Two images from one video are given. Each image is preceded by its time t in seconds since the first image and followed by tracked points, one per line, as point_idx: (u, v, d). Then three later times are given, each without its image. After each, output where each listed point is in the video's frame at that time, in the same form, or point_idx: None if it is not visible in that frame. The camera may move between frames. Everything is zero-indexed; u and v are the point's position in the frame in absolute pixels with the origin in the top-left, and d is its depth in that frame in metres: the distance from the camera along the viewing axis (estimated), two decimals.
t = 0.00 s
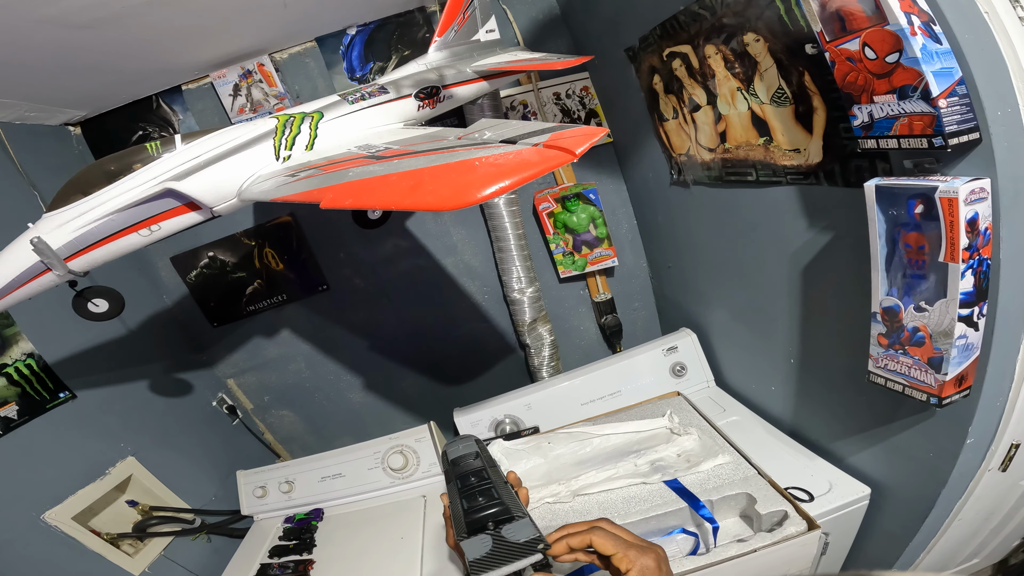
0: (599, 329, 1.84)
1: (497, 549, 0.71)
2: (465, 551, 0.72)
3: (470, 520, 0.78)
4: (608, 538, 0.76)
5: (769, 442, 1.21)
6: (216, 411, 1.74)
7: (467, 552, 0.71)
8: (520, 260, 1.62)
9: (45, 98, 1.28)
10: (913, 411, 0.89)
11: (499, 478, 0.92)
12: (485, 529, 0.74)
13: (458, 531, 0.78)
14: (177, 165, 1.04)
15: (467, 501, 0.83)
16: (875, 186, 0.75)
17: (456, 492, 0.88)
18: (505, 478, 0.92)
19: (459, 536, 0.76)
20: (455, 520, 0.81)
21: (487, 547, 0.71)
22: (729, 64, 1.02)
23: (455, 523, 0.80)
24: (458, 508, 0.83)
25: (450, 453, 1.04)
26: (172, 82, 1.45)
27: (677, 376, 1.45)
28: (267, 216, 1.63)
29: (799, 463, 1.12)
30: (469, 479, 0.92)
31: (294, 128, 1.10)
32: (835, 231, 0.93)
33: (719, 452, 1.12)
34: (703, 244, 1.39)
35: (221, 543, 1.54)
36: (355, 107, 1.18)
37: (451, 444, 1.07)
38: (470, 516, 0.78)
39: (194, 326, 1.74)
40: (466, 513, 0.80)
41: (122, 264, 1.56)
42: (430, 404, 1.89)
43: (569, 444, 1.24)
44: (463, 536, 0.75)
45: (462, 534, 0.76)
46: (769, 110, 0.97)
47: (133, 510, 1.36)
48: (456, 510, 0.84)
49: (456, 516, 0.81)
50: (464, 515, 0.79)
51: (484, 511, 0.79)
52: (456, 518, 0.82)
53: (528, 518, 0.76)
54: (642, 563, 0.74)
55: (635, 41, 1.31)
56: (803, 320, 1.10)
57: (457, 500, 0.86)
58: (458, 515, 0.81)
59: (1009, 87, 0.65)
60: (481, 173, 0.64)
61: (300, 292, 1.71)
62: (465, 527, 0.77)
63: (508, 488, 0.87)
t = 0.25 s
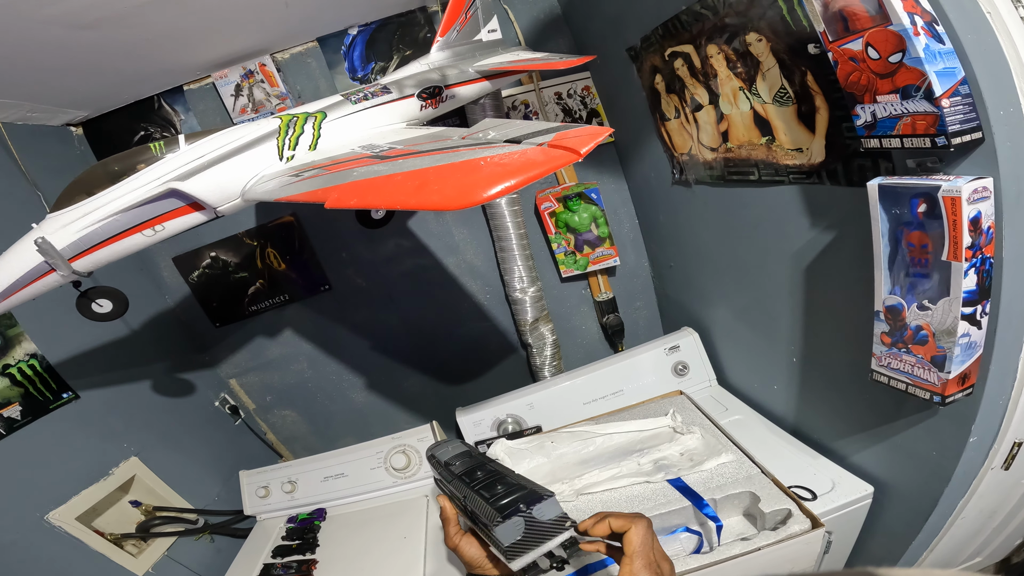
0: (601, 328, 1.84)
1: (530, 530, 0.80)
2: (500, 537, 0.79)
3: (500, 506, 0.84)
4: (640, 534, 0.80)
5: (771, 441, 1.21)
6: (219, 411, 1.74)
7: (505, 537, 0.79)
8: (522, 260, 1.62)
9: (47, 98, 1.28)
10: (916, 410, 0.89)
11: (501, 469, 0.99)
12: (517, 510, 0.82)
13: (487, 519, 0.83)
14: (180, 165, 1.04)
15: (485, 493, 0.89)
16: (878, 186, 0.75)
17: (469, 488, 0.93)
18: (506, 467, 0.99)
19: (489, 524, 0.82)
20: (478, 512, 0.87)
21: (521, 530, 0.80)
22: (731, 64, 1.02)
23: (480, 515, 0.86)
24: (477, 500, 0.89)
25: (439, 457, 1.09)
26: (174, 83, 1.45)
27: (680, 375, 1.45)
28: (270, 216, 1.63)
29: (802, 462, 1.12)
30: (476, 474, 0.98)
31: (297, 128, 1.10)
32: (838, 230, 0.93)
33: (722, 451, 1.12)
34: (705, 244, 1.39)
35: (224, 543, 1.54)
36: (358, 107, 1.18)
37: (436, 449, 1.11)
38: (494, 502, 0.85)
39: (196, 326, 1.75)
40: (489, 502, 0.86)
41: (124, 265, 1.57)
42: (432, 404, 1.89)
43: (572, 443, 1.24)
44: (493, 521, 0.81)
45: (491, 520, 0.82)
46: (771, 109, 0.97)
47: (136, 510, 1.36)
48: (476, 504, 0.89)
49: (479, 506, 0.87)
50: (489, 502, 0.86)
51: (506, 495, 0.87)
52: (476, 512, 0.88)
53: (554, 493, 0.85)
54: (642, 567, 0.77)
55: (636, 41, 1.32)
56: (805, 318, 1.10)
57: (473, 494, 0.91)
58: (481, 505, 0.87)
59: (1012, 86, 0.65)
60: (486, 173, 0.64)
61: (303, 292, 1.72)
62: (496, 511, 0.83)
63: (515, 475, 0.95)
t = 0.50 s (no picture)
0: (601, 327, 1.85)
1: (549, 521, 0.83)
2: (520, 529, 0.82)
3: (516, 501, 0.86)
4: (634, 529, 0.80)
5: (772, 440, 1.21)
6: (219, 410, 1.74)
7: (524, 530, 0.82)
8: (522, 259, 1.62)
9: (47, 98, 1.28)
10: (917, 409, 0.89)
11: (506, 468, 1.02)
12: (535, 503, 0.84)
13: (504, 513, 0.85)
14: (181, 165, 1.04)
15: (498, 489, 0.92)
16: (878, 184, 0.75)
17: (480, 485, 0.96)
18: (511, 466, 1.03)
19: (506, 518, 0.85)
20: (492, 507, 0.89)
21: (539, 524, 0.83)
22: (731, 63, 1.02)
23: (495, 510, 0.88)
24: (490, 497, 0.91)
25: (439, 459, 1.12)
26: (174, 83, 1.45)
27: (680, 374, 1.45)
28: (270, 216, 1.63)
29: (802, 461, 1.12)
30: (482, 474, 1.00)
31: (298, 127, 1.10)
32: (838, 229, 0.93)
33: (722, 450, 1.12)
34: (706, 243, 1.40)
35: (225, 543, 1.54)
36: (358, 107, 1.18)
37: (436, 452, 1.15)
38: (508, 497, 0.88)
39: (197, 326, 1.75)
40: (503, 497, 0.89)
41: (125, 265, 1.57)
42: (432, 403, 1.89)
43: (573, 442, 1.24)
44: (511, 514, 0.84)
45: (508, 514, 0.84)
46: (771, 108, 0.97)
47: (137, 509, 1.36)
48: (489, 501, 0.91)
49: (493, 502, 0.89)
50: (503, 497, 0.88)
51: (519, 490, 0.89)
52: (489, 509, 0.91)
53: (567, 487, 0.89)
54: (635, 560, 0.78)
55: (636, 40, 1.32)
56: (806, 317, 1.10)
57: (484, 491, 0.94)
58: (495, 501, 0.89)
59: (1011, 85, 0.65)
60: (487, 172, 0.64)
61: (303, 291, 1.72)
62: (513, 506, 0.85)
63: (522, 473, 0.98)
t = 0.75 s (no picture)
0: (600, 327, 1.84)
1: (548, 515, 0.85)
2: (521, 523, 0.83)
3: (515, 496, 0.88)
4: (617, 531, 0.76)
5: (771, 440, 1.21)
6: (219, 411, 1.74)
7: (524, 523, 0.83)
8: (521, 259, 1.62)
9: (46, 99, 1.28)
10: (915, 408, 0.89)
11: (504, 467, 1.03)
12: (534, 498, 0.85)
13: (503, 508, 0.87)
14: (179, 166, 1.04)
15: (497, 485, 0.93)
16: (875, 184, 0.75)
17: (479, 483, 0.97)
18: (510, 466, 1.04)
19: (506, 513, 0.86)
20: (492, 504, 0.90)
21: (537, 517, 0.84)
22: (729, 63, 1.02)
23: (494, 505, 0.89)
24: (489, 494, 0.92)
25: (439, 462, 1.13)
26: (173, 83, 1.45)
27: (679, 374, 1.45)
28: (269, 217, 1.63)
29: (801, 461, 1.12)
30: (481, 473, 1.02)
31: (295, 128, 1.10)
32: (836, 229, 0.93)
33: (720, 450, 1.12)
34: (704, 242, 1.39)
35: (224, 543, 1.54)
36: (356, 107, 1.18)
37: (436, 456, 1.16)
38: (508, 493, 0.89)
39: (196, 326, 1.75)
40: (503, 493, 0.90)
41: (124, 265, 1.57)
42: (432, 403, 1.89)
43: (571, 442, 1.24)
44: (511, 509, 0.85)
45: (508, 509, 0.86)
46: (769, 108, 0.97)
47: (136, 510, 1.36)
48: (488, 497, 0.92)
49: (492, 499, 0.91)
50: (502, 493, 0.90)
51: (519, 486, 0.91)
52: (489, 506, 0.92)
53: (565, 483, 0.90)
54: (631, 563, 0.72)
55: (634, 40, 1.32)
56: (804, 317, 1.10)
57: (484, 489, 0.95)
58: (494, 497, 0.90)
59: (1008, 84, 0.65)
60: (483, 172, 0.64)
61: (302, 292, 1.72)
62: (512, 500, 0.87)
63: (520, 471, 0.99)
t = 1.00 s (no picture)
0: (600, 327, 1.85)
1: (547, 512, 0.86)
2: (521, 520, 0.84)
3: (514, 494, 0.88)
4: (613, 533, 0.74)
5: (770, 440, 1.21)
6: (218, 411, 1.74)
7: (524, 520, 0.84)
8: (520, 259, 1.62)
9: (46, 100, 1.28)
10: (913, 408, 0.89)
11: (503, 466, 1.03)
12: (533, 495, 0.86)
13: (502, 505, 0.87)
14: (178, 166, 1.05)
15: (496, 483, 0.94)
16: (873, 184, 0.75)
17: (479, 481, 0.97)
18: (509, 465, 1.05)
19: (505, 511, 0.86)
20: (491, 502, 0.91)
21: (537, 513, 0.85)
22: (727, 63, 1.02)
23: (493, 502, 0.90)
24: (488, 491, 0.93)
25: (439, 462, 1.14)
26: (172, 84, 1.45)
27: (678, 374, 1.45)
28: (268, 217, 1.63)
29: (799, 461, 1.12)
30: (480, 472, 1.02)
31: (294, 128, 1.11)
32: (834, 229, 0.93)
33: (719, 450, 1.12)
34: (703, 242, 1.39)
35: (224, 543, 1.55)
36: (354, 107, 1.18)
37: (436, 456, 1.16)
38: (507, 490, 0.90)
39: (196, 327, 1.75)
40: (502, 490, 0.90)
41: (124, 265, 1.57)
42: (431, 403, 1.89)
43: (570, 442, 1.24)
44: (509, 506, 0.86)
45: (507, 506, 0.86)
46: (767, 108, 0.97)
47: (136, 509, 1.37)
48: (487, 495, 0.93)
49: (491, 496, 0.91)
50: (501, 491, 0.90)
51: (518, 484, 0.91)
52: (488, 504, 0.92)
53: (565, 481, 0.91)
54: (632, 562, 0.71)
55: (633, 40, 1.32)
56: (803, 317, 1.10)
57: (484, 487, 0.96)
58: (493, 495, 0.91)
59: (1005, 84, 0.65)
60: (481, 173, 0.64)
61: (301, 292, 1.72)
62: (512, 497, 0.87)
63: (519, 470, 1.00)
